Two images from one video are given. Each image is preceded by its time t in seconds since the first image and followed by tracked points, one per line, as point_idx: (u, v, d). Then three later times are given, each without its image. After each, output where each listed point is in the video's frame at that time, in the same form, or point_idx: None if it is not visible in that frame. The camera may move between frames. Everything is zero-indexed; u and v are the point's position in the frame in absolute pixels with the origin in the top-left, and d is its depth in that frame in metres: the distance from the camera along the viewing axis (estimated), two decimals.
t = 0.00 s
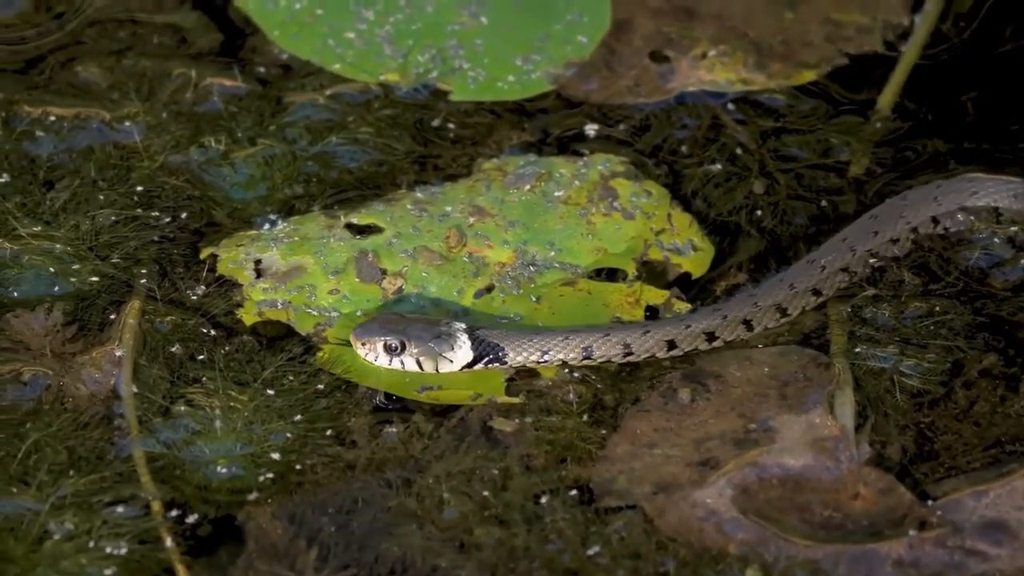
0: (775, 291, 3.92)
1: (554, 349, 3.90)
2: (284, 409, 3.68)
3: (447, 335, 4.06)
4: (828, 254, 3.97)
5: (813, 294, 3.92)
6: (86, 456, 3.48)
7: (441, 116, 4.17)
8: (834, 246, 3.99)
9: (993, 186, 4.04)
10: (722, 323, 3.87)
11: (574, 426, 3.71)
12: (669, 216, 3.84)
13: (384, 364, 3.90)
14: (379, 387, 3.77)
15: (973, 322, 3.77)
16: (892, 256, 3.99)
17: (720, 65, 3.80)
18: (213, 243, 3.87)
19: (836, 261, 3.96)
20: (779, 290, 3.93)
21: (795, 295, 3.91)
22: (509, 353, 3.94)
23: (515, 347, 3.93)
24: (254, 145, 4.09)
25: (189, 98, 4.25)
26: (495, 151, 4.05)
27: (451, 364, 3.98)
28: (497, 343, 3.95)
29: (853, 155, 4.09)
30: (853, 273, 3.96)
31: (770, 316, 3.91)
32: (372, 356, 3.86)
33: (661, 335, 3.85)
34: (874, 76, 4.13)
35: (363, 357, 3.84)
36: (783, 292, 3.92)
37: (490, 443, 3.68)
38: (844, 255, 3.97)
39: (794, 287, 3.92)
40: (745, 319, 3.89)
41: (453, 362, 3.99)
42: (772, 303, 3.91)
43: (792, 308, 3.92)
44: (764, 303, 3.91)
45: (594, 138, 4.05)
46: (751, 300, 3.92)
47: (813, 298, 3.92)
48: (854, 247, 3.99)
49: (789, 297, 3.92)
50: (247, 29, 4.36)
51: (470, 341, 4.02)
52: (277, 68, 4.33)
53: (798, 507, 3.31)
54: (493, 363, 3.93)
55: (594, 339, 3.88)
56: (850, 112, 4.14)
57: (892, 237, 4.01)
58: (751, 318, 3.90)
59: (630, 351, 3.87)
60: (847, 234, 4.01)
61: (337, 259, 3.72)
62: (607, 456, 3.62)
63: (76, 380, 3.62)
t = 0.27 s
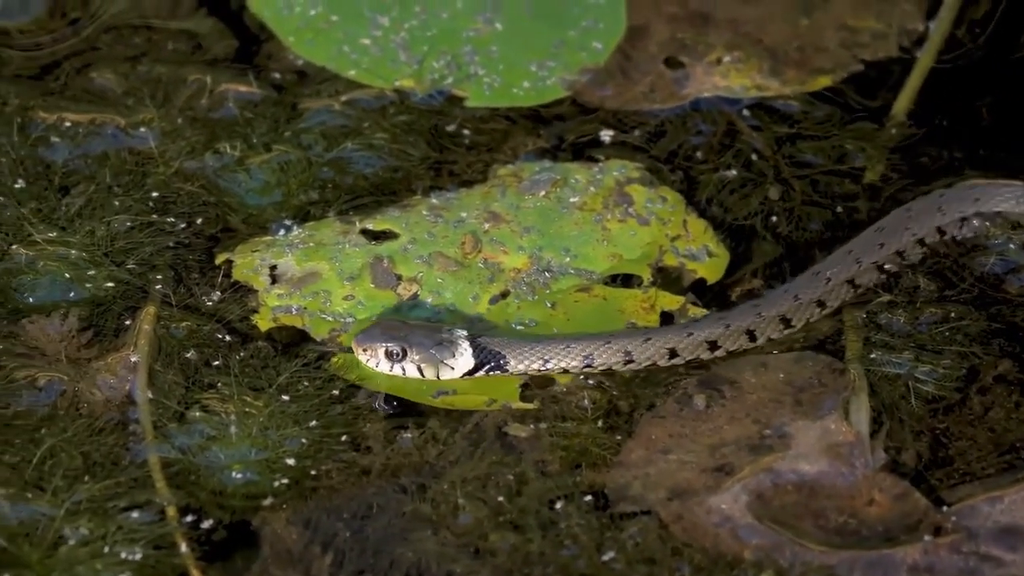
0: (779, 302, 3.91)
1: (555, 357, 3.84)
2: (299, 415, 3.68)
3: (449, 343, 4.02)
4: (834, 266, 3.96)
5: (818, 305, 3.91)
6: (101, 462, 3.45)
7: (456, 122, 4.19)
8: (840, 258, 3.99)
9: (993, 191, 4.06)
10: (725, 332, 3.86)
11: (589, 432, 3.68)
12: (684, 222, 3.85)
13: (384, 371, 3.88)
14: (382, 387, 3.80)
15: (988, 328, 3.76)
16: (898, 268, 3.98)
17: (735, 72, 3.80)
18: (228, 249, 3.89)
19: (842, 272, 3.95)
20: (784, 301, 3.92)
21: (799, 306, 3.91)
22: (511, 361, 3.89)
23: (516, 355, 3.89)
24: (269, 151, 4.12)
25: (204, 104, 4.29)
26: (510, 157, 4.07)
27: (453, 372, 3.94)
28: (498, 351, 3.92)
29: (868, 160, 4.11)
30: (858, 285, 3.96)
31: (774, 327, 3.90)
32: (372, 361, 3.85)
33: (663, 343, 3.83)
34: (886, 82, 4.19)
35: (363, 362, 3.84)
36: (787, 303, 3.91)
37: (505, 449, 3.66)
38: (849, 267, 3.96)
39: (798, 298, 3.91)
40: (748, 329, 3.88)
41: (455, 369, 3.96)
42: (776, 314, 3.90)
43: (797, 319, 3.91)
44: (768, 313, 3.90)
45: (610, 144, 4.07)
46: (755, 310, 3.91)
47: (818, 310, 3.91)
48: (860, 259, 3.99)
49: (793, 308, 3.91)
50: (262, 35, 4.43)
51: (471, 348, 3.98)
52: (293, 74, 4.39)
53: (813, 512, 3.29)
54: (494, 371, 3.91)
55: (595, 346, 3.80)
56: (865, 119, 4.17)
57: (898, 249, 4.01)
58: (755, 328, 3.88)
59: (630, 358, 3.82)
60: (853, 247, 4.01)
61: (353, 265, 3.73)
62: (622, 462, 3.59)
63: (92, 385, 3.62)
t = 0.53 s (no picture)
0: (791, 307, 3.89)
1: (564, 360, 3.85)
2: (323, 414, 3.68)
3: (458, 343, 4.03)
4: (847, 272, 3.95)
5: (829, 311, 3.90)
6: (125, 461, 3.46)
7: (480, 121, 4.22)
8: (853, 265, 3.97)
9: (1000, 192, 4.07)
10: (735, 336, 3.85)
11: (613, 431, 3.68)
12: (708, 222, 3.85)
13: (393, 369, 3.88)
14: (399, 386, 3.81)
15: (1012, 328, 3.75)
16: (912, 275, 3.97)
17: (758, 72, 3.80)
18: (252, 248, 3.90)
19: (854, 279, 3.94)
20: (796, 306, 3.90)
21: (811, 312, 3.90)
22: (519, 363, 3.90)
23: (525, 356, 3.90)
24: (293, 150, 4.15)
25: (228, 103, 4.33)
26: (534, 157, 4.08)
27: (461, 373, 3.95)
28: (507, 352, 3.93)
29: (892, 160, 4.13)
30: (870, 292, 3.95)
31: (784, 331, 3.87)
32: (382, 359, 3.87)
33: (671, 345, 3.82)
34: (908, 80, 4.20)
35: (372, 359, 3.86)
36: (799, 308, 3.89)
37: (529, 448, 3.64)
38: (862, 274, 3.96)
39: (810, 304, 3.90)
40: (758, 333, 3.85)
41: (463, 371, 3.97)
42: (787, 318, 3.88)
43: (808, 325, 3.89)
44: (778, 317, 3.88)
45: (633, 144, 4.09)
46: (766, 314, 3.88)
47: (829, 316, 3.90)
48: (873, 266, 3.98)
49: (805, 314, 3.89)
50: (286, 34, 4.47)
51: (480, 349, 3.98)
52: (317, 73, 4.42)
53: (837, 512, 3.28)
54: (501, 372, 3.93)
55: (604, 349, 3.82)
56: (888, 119, 4.20)
57: (911, 256, 4.01)
58: (765, 332, 3.86)
59: (637, 361, 3.83)
60: (866, 254, 4.00)
61: (376, 265, 3.72)
62: (646, 461, 3.57)
63: (116, 384, 3.62)
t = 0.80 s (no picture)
0: (795, 310, 3.86)
1: (567, 360, 3.82)
2: (343, 411, 3.67)
3: (460, 341, 4.02)
4: (853, 278, 3.93)
5: (834, 316, 3.89)
6: (145, 457, 3.45)
7: (501, 119, 4.22)
8: (860, 270, 3.95)
9: (1002, 193, 4.08)
10: (738, 337, 3.83)
11: (634, 427, 3.66)
12: (729, 219, 3.85)
13: (394, 366, 3.87)
14: (424, 383, 3.82)
15: None
16: (920, 281, 3.95)
17: (780, 68, 3.83)
18: (273, 244, 3.90)
19: (861, 285, 3.91)
20: (801, 309, 3.87)
21: (816, 315, 3.87)
22: (521, 362, 3.88)
23: (527, 356, 3.87)
24: (314, 147, 4.15)
25: (249, 100, 4.34)
26: (555, 154, 4.09)
27: (462, 371, 3.93)
28: (509, 352, 3.89)
29: (914, 157, 4.13)
30: (878, 298, 3.91)
31: (787, 334, 3.86)
32: (383, 356, 3.84)
33: (672, 344, 3.81)
34: (930, 77, 4.17)
35: (373, 357, 3.83)
36: (804, 311, 3.86)
37: (549, 445, 3.62)
38: (869, 279, 3.92)
39: (815, 307, 3.88)
40: (760, 334, 3.84)
41: (463, 369, 3.95)
42: (791, 321, 3.86)
43: (811, 329, 3.87)
44: (782, 320, 3.85)
45: (655, 140, 4.09)
46: (771, 317, 3.86)
47: (834, 321, 3.88)
48: (880, 272, 3.94)
49: (810, 317, 3.87)
50: (307, 31, 4.44)
51: (481, 348, 3.97)
52: (338, 71, 4.39)
53: (857, 509, 3.28)
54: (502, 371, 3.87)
55: (606, 348, 3.80)
56: (909, 116, 4.18)
57: (920, 262, 3.98)
58: (768, 334, 3.84)
59: (639, 360, 3.81)
60: (874, 259, 3.97)
61: (397, 261, 3.73)
62: (667, 457, 3.57)
63: (136, 380, 3.62)
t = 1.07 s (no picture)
0: (794, 309, 3.84)
1: (562, 357, 3.81)
2: (358, 405, 3.67)
3: (456, 336, 3.99)
4: (854, 279, 3.91)
5: (832, 316, 3.86)
6: (159, 451, 3.45)
7: (515, 113, 4.22)
8: (861, 272, 3.94)
9: (1000, 194, 4.10)
10: (735, 335, 3.80)
11: (649, 421, 3.65)
12: (743, 213, 3.85)
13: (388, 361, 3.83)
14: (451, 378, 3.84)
15: None
16: (921, 284, 3.93)
17: (795, 62, 3.82)
18: (287, 239, 3.90)
19: (861, 286, 3.89)
20: (800, 308, 3.85)
21: (814, 315, 3.85)
22: (516, 359, 3.87)
23: (522, 353, 3.86)
24: (329, 140, 4.15)
25: (263, 94, 4.32)
26: (569, 148, 4.10)
27: (457, 366, 3.89)
28: (504, 348, 3.89)
29: (928, 151, 4.11)
30: (877, 299, 3.89)
31: (784, 332, 3.83)
32: (378, 350, 3.81)
33: (668, 341, 3.78)
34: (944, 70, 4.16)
35: (368, 351, 3.81)
36: (803, 310, 3.84)
37: (563, 439, 3.60)
38: (870, 281, 3.90)
39: (814, 307, 3.85)
40: (758, 333, 3.81)
41: (459, 364, 3.90)
42: (789, 319, 3.83)
43: (809, 328, 3.84)
44: (780, 318, 3.82)
45: (669, 134, 4.11)
46: (769, 315, 3.83)
47: (832, 320, 3.86)
48: (881, 274, 3.92)
49: (808, 316, 3.84)
50: (321, 24, 4.44)
51: (477, 343, 3.94)
52: (351, 65, 4.39)
53: (872, 504, 3.27)
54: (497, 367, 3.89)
55: (601, 346, 3.78)
56: (924, 110, 4.17)
57: (921, 265, 3.95)
58: (765, 332, 3.81)
59: (633, 358, 3.80)
60: (875, 262, 3.95)
61: (411, 255, 3.73)
62: (681, 451, 3.56)
63: (150, 375, 3.63)
